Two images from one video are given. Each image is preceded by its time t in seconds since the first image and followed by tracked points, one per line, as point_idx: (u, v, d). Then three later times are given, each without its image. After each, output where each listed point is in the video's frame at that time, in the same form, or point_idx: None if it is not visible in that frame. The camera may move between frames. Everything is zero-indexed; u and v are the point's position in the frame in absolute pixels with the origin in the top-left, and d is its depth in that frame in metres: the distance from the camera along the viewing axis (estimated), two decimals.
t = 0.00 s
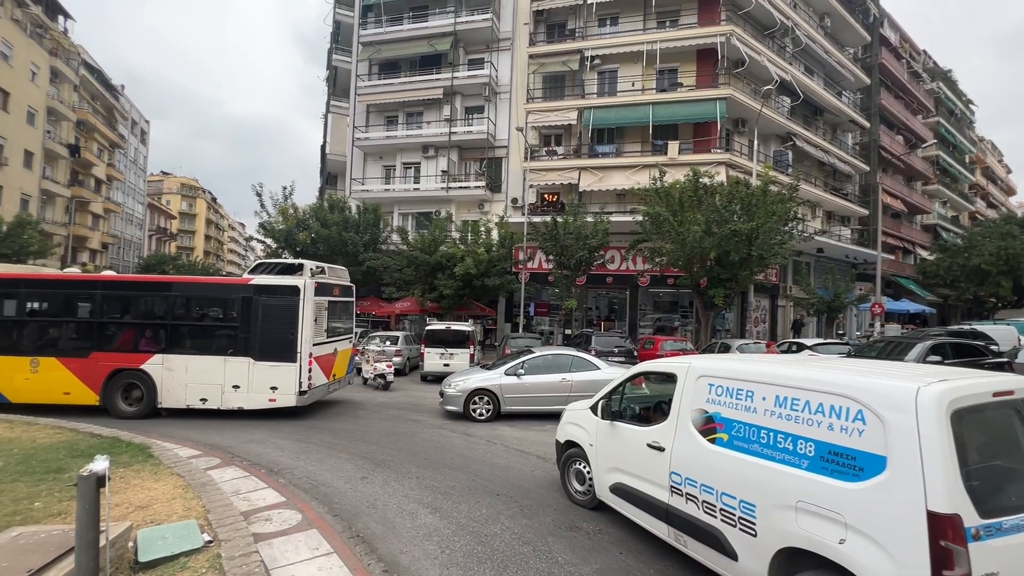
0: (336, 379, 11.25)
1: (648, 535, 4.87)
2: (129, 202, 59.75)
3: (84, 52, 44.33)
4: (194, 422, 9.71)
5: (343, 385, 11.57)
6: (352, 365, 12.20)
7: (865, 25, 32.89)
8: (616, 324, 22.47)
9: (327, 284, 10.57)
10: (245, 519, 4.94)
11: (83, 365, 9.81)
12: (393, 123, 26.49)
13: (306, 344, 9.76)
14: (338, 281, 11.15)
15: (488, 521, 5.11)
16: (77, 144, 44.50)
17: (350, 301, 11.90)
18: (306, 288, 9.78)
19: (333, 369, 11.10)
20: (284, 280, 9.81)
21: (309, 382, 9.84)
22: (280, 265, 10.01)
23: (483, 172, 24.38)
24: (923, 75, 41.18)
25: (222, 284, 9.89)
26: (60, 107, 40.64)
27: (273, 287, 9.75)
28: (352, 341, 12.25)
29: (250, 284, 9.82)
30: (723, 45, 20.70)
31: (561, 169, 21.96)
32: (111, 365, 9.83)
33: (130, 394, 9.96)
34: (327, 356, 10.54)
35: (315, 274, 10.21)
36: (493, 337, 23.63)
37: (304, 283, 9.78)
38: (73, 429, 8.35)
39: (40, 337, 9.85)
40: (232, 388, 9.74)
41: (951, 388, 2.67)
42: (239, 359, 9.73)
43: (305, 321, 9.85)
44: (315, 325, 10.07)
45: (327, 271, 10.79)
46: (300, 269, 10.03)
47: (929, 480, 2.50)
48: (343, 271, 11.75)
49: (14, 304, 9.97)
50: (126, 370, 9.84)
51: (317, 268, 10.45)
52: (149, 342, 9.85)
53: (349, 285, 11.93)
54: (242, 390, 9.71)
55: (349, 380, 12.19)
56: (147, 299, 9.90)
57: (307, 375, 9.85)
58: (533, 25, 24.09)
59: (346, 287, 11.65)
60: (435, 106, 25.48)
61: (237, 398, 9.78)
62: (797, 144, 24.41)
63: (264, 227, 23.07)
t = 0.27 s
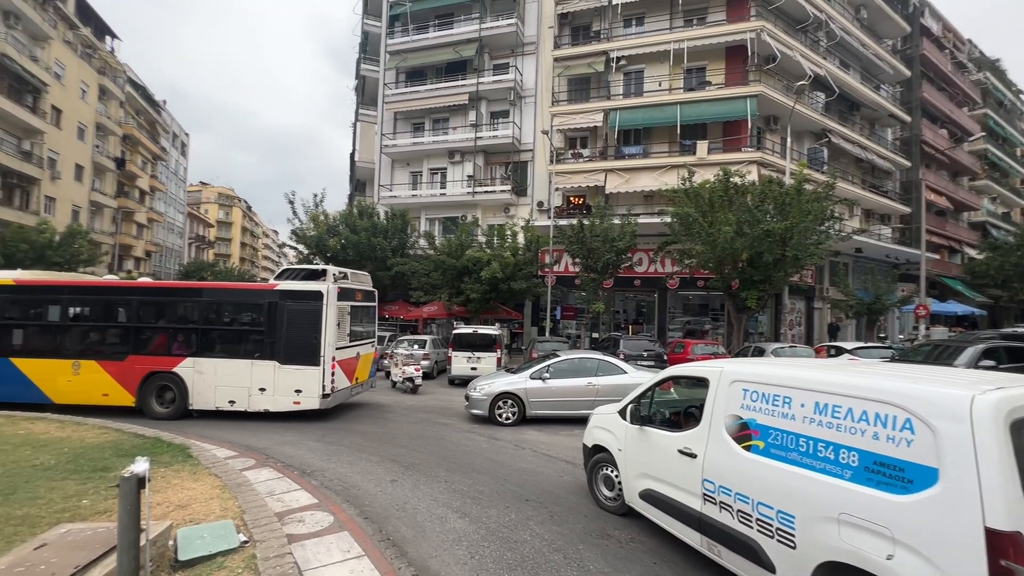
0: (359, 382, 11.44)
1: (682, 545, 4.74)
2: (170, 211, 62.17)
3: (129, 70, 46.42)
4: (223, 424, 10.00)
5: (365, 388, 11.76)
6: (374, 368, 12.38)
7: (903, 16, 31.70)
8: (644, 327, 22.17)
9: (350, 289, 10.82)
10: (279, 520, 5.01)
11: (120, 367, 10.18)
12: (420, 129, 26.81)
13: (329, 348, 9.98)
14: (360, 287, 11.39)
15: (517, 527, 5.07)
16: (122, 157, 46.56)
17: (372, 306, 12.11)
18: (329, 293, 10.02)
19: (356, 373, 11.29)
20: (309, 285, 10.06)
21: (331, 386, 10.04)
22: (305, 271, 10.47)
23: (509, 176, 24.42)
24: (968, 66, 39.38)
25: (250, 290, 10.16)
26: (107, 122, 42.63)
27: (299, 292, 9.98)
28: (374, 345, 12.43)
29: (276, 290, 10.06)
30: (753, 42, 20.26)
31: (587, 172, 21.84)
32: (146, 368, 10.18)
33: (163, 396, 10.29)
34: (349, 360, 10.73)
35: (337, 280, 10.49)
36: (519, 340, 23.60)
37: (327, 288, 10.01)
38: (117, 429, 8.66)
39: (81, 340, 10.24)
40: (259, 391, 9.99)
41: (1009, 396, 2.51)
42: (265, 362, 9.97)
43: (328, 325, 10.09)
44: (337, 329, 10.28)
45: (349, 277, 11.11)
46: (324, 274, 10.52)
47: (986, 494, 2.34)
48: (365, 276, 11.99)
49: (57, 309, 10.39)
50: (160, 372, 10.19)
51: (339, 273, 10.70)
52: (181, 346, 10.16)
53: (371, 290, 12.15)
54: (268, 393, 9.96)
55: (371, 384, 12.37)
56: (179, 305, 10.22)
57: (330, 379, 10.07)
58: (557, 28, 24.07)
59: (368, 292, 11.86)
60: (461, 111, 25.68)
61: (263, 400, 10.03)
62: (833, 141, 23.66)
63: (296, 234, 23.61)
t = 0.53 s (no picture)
0: (382, 385, 11.60)
1: (719, 554, 4.59)
2: (210, 220, 64.46)
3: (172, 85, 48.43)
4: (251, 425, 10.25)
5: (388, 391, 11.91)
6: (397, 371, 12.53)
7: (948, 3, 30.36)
8: (675, 330, 21.77)
9: (373, 293, 11.01)
10: (315, 521, 5.06)
11: (157, 369, 10.54)
12: (447, 135, 27.05)
13: (353, 351, 10.19)
14: (382, 290, 11.57)
15: (550, 533, 5.00)
16: (166, 169, 48.54)
17: (396, 309, 12.27)
18: (352, 297, 10.22)
19: (379, 375, 11.45)
20: (333, 289, 10.27)
21: (356, 387, 10.23)
22: (330, 275, 10.57)
23: (536, 179, 24.39)
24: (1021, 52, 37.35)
25: (277, 295, 10.41)
26: (152, 135, 44.54)
27: (324, 296, 10.20)
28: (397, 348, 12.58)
29: (301, 294, 10.29)
30: (786, 36, 19.72)
31: (615, 173, 21.61)
32: (180, 370, 10.52)
33: (196, 397, 10.62)
34: (373, 362, 10.90)
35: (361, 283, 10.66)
36: (548, 344, 23.48)
37: (351, 292, 10.22)
38: (161, 430, 8.97)
39: (120, 344, 10.65)
40: (286, 392, 10.24)
41: None
42: (291, 364, 10.20)
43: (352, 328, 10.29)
44: (361, 332, 10.46)
45: (372, 281, 11.30)
46: (348, 278, 10.57)
47: None
48: (388, 280, 12.16)
49: (99, 314, 10.83)
50: (194, 374, 10.52)
51: (362, 277, 10.89)
52: (213, 349, 10.46)
53: (394, 293, 12.32)
54: (295, 395, 10.19)
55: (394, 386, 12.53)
56: (211, 309, 10.53)
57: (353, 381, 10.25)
58: (583, 30, 23.95)
59: (391, 296, 12.01)
60: (487, 116, 25.79)
61: (290, 401, 10.27)
62: (873, 135, 22.80)
63: (329, 240, 24.07)
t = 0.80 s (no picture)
0: (406, 388, 11.71)
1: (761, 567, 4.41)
2: (250, 228, 66.66)
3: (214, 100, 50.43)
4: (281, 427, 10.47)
5: (413, 394, 12.04)
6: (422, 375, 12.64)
7: None
8: (710, 333, 21.29)
9: (396, 297, 11.13)
10: (351, 524, 5.09)
11: (194, 372, 10.90)
12: (476, 140, 27.23)
13: (378, 354, 10.31)
14: (407, 294, 11.71)
15: (586, 542, 4.90)
16: (208, 180, 50.49)
17: (420, 314, 12.40)
18: (377, 301, 10.35)
19: (404, 378, 11.59)
20: (359, 293, 10.42)
21: (381, 390, 10.36)
22: (356, 280, 10.76)
23: (565, 182, 24.28)
24: None
25: (305, 299, 10.59)
26: (195, 148, 46.44)
27: (350, 301, 10.35)
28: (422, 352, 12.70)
29: (329, 299, 10.47)
30: (825, 28, 19.14)
31: (645, 174, 21.34)
32: (216, 372, 10.87)
33: (230, 399, 10.93)
34: (397, 365, 11.04)
35: (385, 288, 10.83)
36: (578, 348, 23.30)
37: (377, 296, 10.35)
38: (204, 431, 9.27)
39: (159, 348, 11.05)
40: (314, 395, 10.42)
41: None
42: (319, 368, 10.38)
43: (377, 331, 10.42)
44: (386, 336, 10.60)
45: (397, 285, 11.43)
46: (372, 283, 10.78)
47: None
48: (413, 285, 12.31)
49: (141, 320, 11.27)
50: (228, 377, 10.84)
51: (387, 282, 11.03)
52: (246, 352, 10.74)
53: (419, 298, 12.46)
54: (322, 397, 10.36)
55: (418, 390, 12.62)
56: (243, 314, 10.80)
57: (378, 383, 10.39)
58: (611, 31, 23.77)
59: (415, 300, 12.13)
60: (516, 121, 25.84)
61: (318, 403, 10.46)
62: (920, 128, 21.83)
63: (362, 246, 24.47)
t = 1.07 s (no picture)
0: (426, 392, 11.75)
1: None
2: (282, 235, 68.33)
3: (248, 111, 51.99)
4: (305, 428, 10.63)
5: (433, 397, 12.10)
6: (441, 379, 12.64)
7: None
8: (742, 337, 20.77)
9: (416, 301, 11.20)
10: (379, 527, 5.09)
11: (222, 375, 11.17)
12: (501, 144, 27.28)
13: (397, 357, 10.38)
14: (426, 299, 11.78)
15: (616, 550, 4.78)
16: (242, 188, 52.01)
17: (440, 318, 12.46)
18: (397, 305, 10.45)
19: (424, 381, 11.66)
20: (378, 298, 10.55)
21: (401, 393, 10.41)
22: (376, 285, 10.87)
23: (590, 184, 24.08)
24: None
25: (327, 304, 10.76)
26: (230, 158, 47.94)
27: (371, 305, 10.47)
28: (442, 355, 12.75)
29: (350, 303, 10.61)
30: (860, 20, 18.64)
31: (672, 175, 21.00)
32: (243, 375, 11.12)
33: (257, 402, 11.15)
34: (417, 368, 11.10)
35: (405, 292, 10.91)
36: (606, 351, 23.05)
37: (396, 300, 10.45)
38: (238, 433, 9.47)
39: (190, 351, 11.37)
40: (336, 397, 10.55)
41: None
42: (341, 371, 10.52)
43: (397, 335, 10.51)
44: (406, 340, 10.67)
45: (416, 290, 11.52)
46: (391, 287, 10.92)
47: None
48: (432, 290, 12.37)
49: (173, 324, 11.61)
50: (255, 380, 11.08)
51: (407, 287, 11.12)
52: (271, 356, 10.95)
53: (439, 302, 12.52)
54: (345, 400, 10.48)
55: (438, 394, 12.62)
56: (269, 318, 11.02)
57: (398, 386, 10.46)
58: (637, 31, 23.50)
59: (434, 304, 12.19)
60: (540, 124, 25.78)
61: (340, 406, 10.59)
62: (966, 120, 20.88)
63: (389, 251, 24.71)
